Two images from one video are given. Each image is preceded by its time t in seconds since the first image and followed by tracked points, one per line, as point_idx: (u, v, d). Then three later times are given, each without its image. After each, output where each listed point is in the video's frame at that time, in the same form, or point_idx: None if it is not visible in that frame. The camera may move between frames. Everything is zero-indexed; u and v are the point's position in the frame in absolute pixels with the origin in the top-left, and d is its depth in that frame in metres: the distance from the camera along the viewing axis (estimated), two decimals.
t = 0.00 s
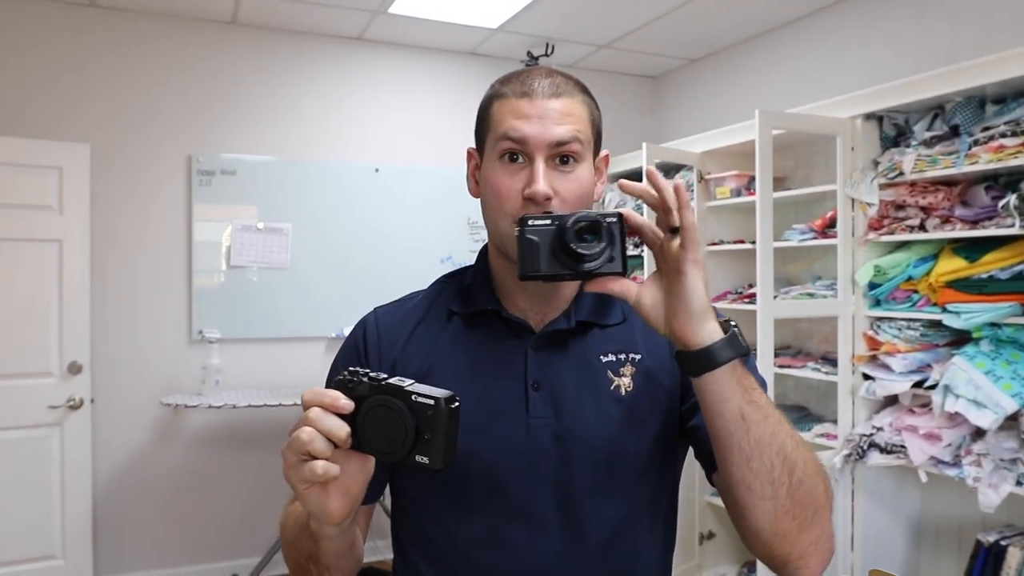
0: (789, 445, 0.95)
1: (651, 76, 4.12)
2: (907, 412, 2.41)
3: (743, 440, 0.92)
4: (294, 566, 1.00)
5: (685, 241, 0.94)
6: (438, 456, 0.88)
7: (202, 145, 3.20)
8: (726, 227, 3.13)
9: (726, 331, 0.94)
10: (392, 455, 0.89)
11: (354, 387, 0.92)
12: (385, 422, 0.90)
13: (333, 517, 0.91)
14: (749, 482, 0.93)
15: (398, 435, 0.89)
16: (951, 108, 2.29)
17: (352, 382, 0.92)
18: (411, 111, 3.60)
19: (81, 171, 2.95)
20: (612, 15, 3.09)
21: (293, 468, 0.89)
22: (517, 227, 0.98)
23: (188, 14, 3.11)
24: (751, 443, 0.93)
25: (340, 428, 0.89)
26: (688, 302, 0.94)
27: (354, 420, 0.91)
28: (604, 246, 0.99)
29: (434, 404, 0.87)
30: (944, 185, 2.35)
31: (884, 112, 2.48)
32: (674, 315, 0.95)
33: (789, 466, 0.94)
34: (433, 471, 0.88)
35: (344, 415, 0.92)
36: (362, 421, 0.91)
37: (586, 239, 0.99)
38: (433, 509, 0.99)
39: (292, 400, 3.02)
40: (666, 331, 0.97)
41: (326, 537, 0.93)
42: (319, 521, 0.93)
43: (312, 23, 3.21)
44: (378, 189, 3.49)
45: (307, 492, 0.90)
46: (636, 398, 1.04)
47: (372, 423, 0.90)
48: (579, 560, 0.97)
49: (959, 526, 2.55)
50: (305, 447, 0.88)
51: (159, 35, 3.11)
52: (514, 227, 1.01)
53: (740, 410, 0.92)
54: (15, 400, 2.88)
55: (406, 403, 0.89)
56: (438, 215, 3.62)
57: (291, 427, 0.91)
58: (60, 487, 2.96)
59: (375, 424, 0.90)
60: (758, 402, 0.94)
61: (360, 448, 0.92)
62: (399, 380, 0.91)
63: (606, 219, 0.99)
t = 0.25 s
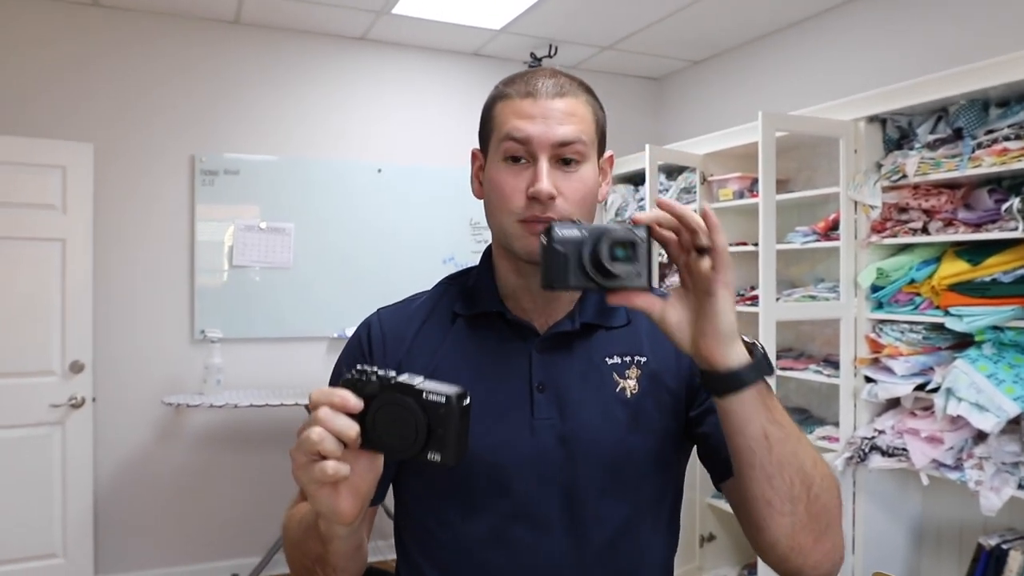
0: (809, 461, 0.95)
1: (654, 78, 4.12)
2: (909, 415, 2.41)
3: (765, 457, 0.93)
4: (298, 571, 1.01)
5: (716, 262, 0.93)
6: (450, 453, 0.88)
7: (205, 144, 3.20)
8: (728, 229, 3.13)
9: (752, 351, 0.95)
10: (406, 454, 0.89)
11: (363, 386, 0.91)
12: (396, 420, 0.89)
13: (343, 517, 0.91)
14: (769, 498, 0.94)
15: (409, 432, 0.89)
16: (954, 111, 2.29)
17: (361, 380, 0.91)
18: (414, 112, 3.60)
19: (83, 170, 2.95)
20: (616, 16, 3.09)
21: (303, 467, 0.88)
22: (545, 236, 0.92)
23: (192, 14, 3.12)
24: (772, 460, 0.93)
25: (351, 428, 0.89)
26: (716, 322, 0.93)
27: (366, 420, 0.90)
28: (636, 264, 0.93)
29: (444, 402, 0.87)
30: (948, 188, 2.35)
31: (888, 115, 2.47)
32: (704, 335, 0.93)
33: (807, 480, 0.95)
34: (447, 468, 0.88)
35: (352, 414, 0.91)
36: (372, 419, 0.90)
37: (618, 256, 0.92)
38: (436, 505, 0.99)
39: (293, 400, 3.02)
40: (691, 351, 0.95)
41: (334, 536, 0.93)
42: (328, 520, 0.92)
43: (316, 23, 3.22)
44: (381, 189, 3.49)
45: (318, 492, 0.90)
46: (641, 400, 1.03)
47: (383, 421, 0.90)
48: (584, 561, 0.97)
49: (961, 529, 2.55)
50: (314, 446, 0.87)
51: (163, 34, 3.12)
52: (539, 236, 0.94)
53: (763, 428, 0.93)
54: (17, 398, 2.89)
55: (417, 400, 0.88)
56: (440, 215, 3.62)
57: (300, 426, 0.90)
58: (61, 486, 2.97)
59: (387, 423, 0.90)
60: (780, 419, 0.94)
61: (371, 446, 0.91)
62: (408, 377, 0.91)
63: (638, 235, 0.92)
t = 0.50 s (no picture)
0: (804, 496, 1.00)
1: (656, 73, 4.11)
2: (909, 412, 2.41)
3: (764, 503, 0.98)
4: (281, 554, 0.96)
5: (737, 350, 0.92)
6: (455, 395, 0.89)
7: (206, 137, 3.20)
8: (729, 225, 3.13)
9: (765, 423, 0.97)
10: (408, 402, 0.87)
11: (359, 334, 0.87)
12: (395, 368, 0.87)
13: (342, 477, 0.88)
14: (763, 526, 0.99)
15: (410, 380, 0.87)
16: (957, 107, 2.28)
17: (354, 328, 0.87)
18: (415, 107, 3.59)
19: (84, 163, 2.95)
20: (618, 11, 3.07)
21: (300, 415, 0.82)
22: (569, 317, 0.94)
23: (193, 7, 3.11)
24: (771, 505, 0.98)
25: (348, 378, 0.84)
26: (735, 403, 0.94)
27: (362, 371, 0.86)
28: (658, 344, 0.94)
29: (449, 342, 0.87)
30: (949, 185, 2.35)
31: (890, 111, 2.47)
32: (720, 409, 0.95)
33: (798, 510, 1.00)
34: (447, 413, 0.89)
35: (347, 363, 0.86)
36: (368, 369, 0.87)
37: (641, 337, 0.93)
38: (436, 495, 0.98)
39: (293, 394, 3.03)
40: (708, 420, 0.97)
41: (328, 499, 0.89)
42: (320, 477, 0.88)
43: (317, 16, 3.21)
44: (381, 183, 3.49)
45: (315, 451, 0.85)
46: (648, 398, 1.03)
47: (381, 370, 0.87)
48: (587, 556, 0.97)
49: (959, 526, 2.55)
50: (313, 392, 0.82)
51: (164, 27, 3.11)
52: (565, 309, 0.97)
53: (770, 489, 0.98)
54: (18, 391, 2.89)
55: (419, 346, 0.87)
56: (441, 210, 3.62)
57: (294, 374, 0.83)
58: (61, 478, 2.97)
59: (387, 373, 0.87)
60: (783, 470, 0.99)
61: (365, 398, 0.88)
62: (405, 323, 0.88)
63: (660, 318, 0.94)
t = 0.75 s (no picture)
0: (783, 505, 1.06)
1: (655, 72, 4.11)
2: (912, 408, 2.41)
3: (747, 532, 1.03)
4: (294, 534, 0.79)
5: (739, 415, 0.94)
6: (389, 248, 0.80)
7: (206, 141, 3.20)
8: (729, 224, 3.13)
9: (756, 471, 1.01)
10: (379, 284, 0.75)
11: (312, 257, 0.65)
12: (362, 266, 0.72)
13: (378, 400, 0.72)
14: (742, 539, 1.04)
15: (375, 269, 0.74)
16: (956, 104, 2.29)
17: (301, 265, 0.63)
18: (415, 109, 3.59)
19: (84, 168, 2.95)
20: (617, 11, 3.08)
21: (342, 362, 0.60)
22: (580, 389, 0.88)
23: (192, 11, 3.11)
24: (753, 535, 1.03)
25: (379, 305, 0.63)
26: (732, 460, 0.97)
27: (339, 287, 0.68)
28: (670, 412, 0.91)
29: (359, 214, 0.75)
30: (950, 181, 2.35)
31: (889, 108, 2.47)
32: (716, 464, 0.98)
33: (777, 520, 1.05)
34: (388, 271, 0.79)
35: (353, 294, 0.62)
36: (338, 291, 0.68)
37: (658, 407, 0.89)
38: (445, 493, 0.95)
39: (296, 396, 3.03)
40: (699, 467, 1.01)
41: (364, 451, 0.71)
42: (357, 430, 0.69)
43: (316, 20, 3.21)
44: (382, 185, 3.49)
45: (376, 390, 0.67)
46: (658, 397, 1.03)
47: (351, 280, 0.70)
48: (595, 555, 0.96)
49: (964, 522, 2.55)
50: (350, 324, 0.59)
51: (163, 32, 3.11)
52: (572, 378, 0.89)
53: (753, 523, 1.02)
54: (21, 396, 2.89)
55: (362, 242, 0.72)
56: (442, 211, 3.62)
57: (300, 313, 0.59)
58: (65, 483, 2.97)
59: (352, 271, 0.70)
60: (767, 504, 1.03)
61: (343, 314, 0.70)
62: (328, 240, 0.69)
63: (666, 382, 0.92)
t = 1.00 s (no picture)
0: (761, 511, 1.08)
1: (650, 74, 4.12)
2: (902, 411, 2.42)
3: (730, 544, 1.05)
4: (289, 532, 0.77)
5: (734, 444, 0.97)
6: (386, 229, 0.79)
7: (200, 138, 3.19)
8: (723, 226, 3.14)
9: (744, 495, 1.05)
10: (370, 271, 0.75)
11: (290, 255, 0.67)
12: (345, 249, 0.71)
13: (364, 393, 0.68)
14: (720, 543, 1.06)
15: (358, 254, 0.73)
16: (948, 109, 2.30)
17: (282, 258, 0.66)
18: (410, 108, 3.59)
19: (77, 164, 2.93)
20: (613, 12, 3.08)
21: (322, 355, 0.59)
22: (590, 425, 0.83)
23: (187, 8, 3.10)
24: (733, 549, 1.05)
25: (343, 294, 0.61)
26: (726, 484, 1.01)
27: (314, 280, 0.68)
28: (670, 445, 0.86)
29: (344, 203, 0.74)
30: (941, 185, 2.36)
31: (882, 112, 2.48)
32: (709, 490, 1.02)
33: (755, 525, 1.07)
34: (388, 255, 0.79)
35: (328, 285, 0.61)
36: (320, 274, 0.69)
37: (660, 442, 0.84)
38: (441, 501, 0.90)
39: (288, 395, 3.02)
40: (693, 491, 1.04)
41: (354, 446, 0.70)
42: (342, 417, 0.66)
43: (311, 18, 3.21)
44: (376, 184, 3.49)
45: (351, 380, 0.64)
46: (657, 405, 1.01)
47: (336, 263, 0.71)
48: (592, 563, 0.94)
49: (953, 525, 2.56)
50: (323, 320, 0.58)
51: (158, 28, 3.10)
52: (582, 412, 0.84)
53: (734, 538, 1.04)
54: (12, 393, 2.88)
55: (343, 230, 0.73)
56: (436, 211, 3.62)
57: (274, 315, 0.58)
58: (55, 481, 2.96)
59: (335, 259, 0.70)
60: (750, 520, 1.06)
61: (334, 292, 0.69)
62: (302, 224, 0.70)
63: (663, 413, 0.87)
